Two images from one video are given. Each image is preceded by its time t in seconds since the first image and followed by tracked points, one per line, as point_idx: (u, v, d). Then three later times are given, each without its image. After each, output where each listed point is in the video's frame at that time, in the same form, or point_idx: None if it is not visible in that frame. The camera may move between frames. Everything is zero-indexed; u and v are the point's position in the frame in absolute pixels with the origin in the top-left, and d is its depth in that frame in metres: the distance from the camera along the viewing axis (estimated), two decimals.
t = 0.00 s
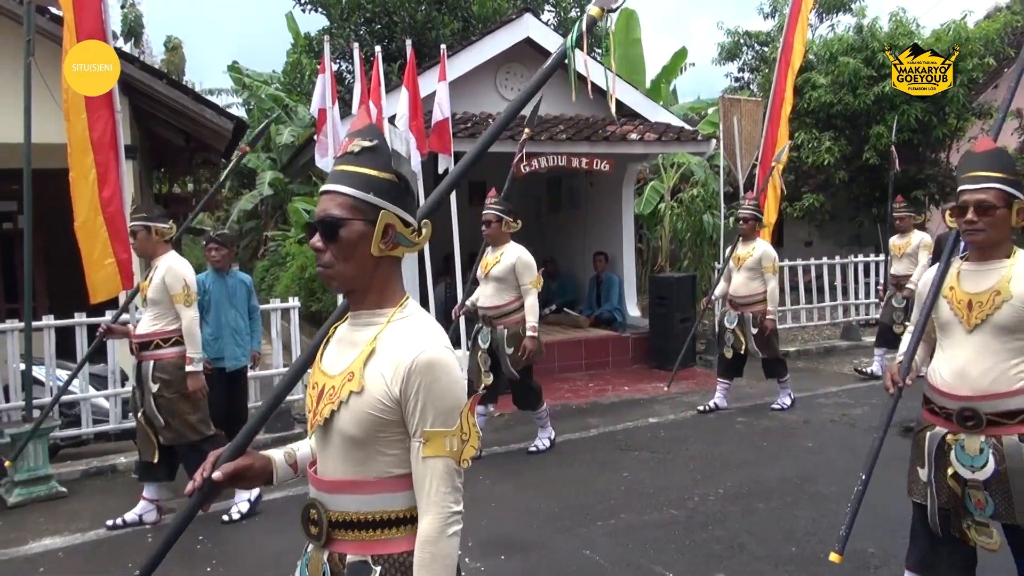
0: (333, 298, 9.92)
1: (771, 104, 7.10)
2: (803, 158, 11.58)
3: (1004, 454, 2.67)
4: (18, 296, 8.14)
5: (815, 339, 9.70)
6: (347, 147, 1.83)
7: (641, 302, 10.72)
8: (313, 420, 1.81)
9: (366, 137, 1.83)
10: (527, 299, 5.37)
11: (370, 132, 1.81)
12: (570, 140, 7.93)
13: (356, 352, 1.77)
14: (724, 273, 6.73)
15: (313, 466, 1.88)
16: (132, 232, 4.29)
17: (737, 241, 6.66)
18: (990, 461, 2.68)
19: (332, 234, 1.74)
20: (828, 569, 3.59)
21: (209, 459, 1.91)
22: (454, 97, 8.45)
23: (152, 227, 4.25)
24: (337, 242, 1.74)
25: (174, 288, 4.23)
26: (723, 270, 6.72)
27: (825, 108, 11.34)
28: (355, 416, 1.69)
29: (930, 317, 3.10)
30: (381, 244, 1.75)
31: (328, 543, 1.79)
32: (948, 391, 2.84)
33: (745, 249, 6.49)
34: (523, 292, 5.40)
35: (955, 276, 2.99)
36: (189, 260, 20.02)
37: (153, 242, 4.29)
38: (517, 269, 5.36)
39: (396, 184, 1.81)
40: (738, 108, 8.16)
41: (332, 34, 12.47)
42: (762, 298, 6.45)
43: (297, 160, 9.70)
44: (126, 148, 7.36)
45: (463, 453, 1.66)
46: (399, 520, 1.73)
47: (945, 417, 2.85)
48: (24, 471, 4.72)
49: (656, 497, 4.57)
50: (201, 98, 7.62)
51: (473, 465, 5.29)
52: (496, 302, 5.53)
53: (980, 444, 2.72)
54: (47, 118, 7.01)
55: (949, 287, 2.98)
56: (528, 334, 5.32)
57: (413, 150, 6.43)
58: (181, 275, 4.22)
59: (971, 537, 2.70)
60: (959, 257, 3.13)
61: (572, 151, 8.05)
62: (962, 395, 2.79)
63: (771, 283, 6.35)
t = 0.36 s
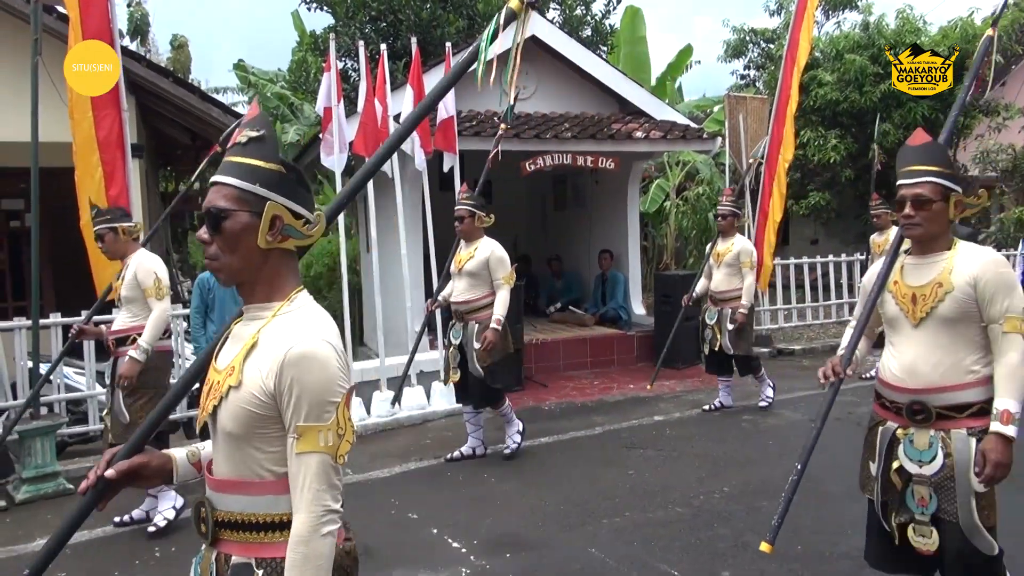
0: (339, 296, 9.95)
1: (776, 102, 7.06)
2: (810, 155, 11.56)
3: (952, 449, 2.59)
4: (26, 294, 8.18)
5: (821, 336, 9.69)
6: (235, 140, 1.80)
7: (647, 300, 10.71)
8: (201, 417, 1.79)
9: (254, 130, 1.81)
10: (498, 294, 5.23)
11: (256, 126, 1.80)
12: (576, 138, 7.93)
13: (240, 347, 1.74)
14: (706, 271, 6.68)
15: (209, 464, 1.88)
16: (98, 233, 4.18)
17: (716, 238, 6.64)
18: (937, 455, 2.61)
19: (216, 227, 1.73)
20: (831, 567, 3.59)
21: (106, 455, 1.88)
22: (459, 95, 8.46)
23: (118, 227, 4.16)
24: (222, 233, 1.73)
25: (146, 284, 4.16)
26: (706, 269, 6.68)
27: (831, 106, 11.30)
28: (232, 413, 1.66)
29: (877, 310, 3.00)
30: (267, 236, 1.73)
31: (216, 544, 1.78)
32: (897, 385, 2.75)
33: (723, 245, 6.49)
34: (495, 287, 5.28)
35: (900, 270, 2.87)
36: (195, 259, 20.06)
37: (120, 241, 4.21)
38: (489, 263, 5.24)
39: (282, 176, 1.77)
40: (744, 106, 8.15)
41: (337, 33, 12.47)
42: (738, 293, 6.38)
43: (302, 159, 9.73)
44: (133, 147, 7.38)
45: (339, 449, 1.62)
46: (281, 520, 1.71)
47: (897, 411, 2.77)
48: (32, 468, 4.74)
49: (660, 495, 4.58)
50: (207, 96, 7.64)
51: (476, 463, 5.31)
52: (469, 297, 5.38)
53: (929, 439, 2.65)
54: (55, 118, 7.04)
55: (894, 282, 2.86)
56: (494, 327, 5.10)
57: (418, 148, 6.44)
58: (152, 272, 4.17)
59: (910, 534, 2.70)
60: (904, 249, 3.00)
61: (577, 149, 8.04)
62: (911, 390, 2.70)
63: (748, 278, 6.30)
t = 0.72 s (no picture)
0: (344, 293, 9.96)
1: (782, 99, 7.05)
2: (815, 152, 11.53)
3: (928, 453, 2.53)
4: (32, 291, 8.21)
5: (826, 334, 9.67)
6: (170, 138, 1.78)
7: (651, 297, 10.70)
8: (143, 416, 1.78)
9: (187, 127, 1.79)
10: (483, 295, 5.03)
11: (190, 123, 1.77)
12: (581, 135, 7.93)
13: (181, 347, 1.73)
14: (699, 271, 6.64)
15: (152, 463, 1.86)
16: (81, 233, 4.20)
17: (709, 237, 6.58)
18: (914, 459, 2.55)
19: (153, 228, 1.71)
20: (837, 565, 3.58)
21: (40, 454, 1.84)
22: (465, 92, 8.46)
23: (102, 227, 4.19)
24: (157, 234, 1.71)
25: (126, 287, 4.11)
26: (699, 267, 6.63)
27: (837, 103, 11.26)
28: (173, 414, 1.66)
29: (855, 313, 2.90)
30: (203, 236, 1.71)
31: (156, 544, 1.77)
32: (875, 388, 2.69)
33: (717, 244, 6.43)
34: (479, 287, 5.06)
35: (879, 271, 2.78)
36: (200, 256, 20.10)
37: (104, 242, 4.22)
38: (473, 263, 5.03)
39: (218, 175, 1.75)
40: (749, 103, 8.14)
41: (342, 30, 12.47)
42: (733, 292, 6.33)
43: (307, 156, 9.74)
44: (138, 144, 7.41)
45: (282, 449, 1.63)
46: (220, 522, 1.71)
47: (875, 415, 2.70)
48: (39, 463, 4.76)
49: (665, 492, 4.57)
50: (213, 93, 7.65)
51: (481, 459, 5.31)
52: (452, 297, 5.15)
53: (906, 442, 2.58)
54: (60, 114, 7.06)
55: (873, 283, 2.77)
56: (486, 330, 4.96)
57: (422, 145, 6.45)
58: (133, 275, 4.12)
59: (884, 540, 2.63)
60: (883, 248, 2.91)
61: (582, 146, 8.04)
62: (888, 393, 2.63)
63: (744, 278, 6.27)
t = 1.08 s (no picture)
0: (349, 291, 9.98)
1: (788, 96, 7.03)
2: (821, 150, 11.50)
3: (901, 477, 2.35)
4: (39, 288, 8.22)
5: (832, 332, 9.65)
6: (85, 145, 1.73)
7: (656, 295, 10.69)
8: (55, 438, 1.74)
9: (104, 132, 1.74)
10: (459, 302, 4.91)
11: (105, 127, 1.72)
12: (586, 132, 7.92)
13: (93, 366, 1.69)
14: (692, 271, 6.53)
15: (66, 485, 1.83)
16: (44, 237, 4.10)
17: (705, 236, 6.47)
18: (887, 484, 2.38)
19: (63, 237, 1.65)
20: (842, 564, 3.57)
21: None
22: (471, 90, 8.46)
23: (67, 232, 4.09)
24: (69, 244, 1.65)
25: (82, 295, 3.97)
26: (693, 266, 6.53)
27: (843, 101, 11.23)
28: (84, 436, 1.62)
29: (845, 324, 2.72)
30: (119, 246, 1.67)
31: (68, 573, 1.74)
32: (849, 405, 2.51)
33: (711, 244, 6.32)
34: (455, 293, 4.94)
35: (871, 280, 2.60)
36: (206, 254, 20.13)
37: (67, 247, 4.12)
38: (450, 268, 4.89)
39: (135, 183, 1.71)
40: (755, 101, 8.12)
41: (348, 27, 12.48)
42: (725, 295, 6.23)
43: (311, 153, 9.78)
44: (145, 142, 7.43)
45: (200, 473, 1.61)
46: (134, 554, 1.67)
47: (849, 433, 2.53)
48: (47, 458, 4.80)
49: (671, 490, 4.57)
50: (219, 91, 7.67)
51: (487, 457, 5.31)
52: (428, 301, 5.02)
53: (879, 464, 2.41)
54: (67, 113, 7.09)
55: (864, 292, 2.59)
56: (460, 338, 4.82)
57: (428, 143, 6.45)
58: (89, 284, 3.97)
59: (866, 564, 2.49)
60: (878, 256, 2.73)
61: (587, 144, 8.03)
62: (862, 410, 2.45)
63: (736, 281, 6.15)
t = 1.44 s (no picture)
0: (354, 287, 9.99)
1: (795, 94, 7.00)
2: (827, 149, 11.48)
3: (894, 492, 2.14)
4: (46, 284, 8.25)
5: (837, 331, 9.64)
6: None
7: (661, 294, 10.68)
8: None
9: None
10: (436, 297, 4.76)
11: None
12: (591, 130, 7.91)
13: None
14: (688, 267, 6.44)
15: None
16: None
17: (702, 233, 6.37)
18: (877, 498, 2.16)
19: None
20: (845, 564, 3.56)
21: None
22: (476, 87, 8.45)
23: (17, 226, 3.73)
24: None
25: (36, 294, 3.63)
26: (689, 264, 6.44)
27: (850, 99, 11.21)
28: None
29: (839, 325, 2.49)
30: None
31: None
32: (843, 411, 2.31)
33: (708, 240, 6.20)
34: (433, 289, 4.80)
35: (869, 277, 2.36)
36: (213, 250, 20.21)
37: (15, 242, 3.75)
38: (430, 264, 4.77)
39: None
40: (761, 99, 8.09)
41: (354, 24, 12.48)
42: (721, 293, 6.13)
43: (317, 151, 9.80)
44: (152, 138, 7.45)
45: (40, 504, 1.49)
46: None
47: (842, 442, 2.32)
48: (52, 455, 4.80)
49: (676, 489, 4.56)
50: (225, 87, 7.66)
51: (491, 454, 5.31)
52: (408, 299, 4.90)
53: (871, 477, 2.20)
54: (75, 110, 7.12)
55: (860, 291, 2.36)
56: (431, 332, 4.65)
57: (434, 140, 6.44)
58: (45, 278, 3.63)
59: None
60: (878, 249, 2.49)
61: (593, 141, 8.01)
62: (856, 417, 2.25)
63: (731, 278, 6.05)
